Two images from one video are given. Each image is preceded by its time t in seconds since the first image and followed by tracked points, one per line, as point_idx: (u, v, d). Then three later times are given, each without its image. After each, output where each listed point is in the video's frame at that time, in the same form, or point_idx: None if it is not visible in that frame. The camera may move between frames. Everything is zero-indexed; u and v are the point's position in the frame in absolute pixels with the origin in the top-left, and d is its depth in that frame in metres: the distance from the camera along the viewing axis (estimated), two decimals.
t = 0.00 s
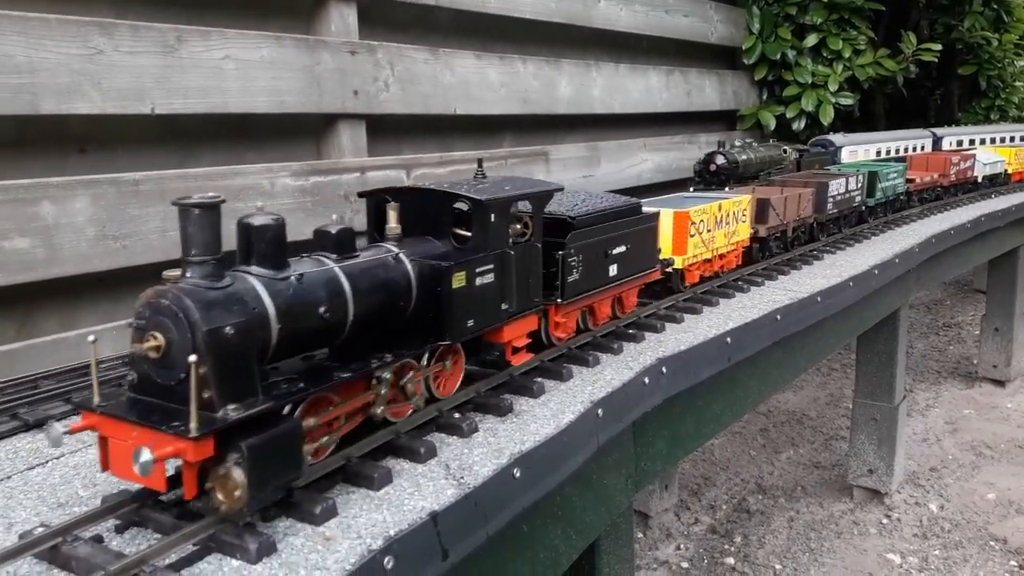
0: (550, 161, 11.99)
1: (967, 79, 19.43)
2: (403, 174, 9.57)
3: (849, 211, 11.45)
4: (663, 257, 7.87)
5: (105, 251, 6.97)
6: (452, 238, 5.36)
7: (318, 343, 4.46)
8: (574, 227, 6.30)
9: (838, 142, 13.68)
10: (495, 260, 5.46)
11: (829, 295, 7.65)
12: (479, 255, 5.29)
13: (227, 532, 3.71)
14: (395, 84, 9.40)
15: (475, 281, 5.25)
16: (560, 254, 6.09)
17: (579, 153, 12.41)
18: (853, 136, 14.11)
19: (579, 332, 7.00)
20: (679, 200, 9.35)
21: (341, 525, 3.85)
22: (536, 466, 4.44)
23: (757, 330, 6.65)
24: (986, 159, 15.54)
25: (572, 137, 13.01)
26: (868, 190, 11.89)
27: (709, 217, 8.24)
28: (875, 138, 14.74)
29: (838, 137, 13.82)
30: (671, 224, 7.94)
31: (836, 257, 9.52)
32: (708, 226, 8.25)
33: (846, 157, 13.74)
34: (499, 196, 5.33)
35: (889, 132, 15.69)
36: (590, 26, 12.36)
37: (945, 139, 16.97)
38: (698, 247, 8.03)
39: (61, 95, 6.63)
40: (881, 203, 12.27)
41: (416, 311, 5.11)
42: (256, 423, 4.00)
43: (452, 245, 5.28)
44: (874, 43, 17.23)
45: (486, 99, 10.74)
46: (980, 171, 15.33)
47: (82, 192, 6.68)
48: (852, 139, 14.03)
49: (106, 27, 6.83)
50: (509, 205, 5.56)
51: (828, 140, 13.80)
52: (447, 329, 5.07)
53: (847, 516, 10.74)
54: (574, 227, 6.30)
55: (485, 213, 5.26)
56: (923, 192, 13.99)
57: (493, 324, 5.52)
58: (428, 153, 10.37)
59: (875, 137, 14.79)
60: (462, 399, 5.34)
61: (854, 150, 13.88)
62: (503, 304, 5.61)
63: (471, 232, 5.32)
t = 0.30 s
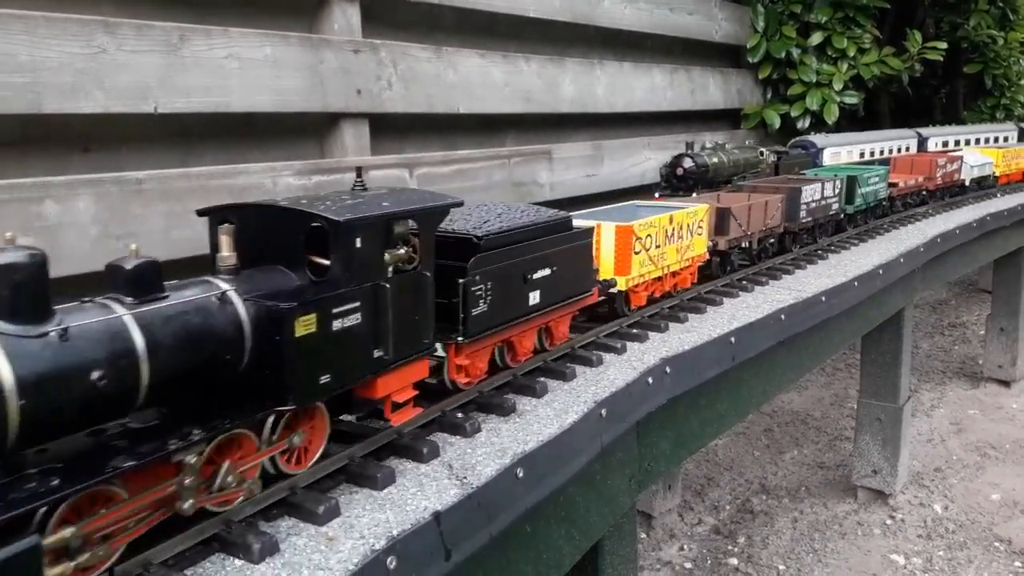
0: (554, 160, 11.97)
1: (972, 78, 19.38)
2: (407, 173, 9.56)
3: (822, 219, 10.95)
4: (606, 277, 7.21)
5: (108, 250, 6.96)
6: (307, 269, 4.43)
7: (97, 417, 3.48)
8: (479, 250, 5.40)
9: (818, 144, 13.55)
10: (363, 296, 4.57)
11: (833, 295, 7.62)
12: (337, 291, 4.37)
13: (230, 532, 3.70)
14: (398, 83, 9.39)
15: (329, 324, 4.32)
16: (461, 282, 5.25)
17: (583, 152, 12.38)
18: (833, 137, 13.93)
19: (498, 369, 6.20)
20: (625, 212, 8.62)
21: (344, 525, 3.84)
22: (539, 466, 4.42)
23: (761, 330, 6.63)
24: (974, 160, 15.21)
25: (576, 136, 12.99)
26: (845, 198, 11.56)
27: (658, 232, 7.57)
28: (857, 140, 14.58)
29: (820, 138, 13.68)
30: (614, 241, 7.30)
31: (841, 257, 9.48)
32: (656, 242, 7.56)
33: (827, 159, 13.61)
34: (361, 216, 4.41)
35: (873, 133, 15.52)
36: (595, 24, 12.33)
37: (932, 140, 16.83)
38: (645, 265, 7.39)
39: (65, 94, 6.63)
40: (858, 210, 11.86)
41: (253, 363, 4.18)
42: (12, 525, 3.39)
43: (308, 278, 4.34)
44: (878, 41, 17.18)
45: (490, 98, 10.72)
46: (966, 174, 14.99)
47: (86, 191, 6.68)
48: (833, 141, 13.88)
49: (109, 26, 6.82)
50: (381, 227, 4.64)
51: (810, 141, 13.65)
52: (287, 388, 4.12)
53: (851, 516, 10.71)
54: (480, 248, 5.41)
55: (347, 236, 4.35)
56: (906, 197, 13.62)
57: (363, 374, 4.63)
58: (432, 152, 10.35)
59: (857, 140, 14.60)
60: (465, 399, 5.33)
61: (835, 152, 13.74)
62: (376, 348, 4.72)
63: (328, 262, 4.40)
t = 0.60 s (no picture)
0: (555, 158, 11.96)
1: (975, 75, 19.31)
2: (408, 170, 9.55)
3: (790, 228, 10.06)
4: (526, 302, 6.21)
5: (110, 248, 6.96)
6: (68, 322, 3.29)
7: None
8: (338, 283, 4.32)
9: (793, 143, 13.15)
10: (143, 360, 3.41)
11: (836, 292, 7.61)
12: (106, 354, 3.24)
13: (232, 529, 3.69)
14: (399, 80, 9.38)
15: (85, 401, 3.16)
16: (307, 326, 4.18)
17: (584, 150, 12.37)
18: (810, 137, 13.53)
19: (379, 423, 5.10)
20: (555, 223, 7.56)
21: (346, 522, 3.84)
22: (541, 463, 4.41)
23: (763, 328, 6.61)
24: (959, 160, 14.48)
25: (577, 133, 12.97)
26: (818, 204, 10.74)
27: (589, 248, 6.57)
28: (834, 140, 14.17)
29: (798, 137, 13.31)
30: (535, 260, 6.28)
31: (844, 254, 9.46)
32: (585, 259, 6.52)
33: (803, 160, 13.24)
34: (128, 253, 3.27)
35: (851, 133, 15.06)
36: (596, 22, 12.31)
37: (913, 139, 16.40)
38: (573, 286, 6.38)
39: (66, 91, 6.62)
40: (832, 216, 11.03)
41: None
42: None
43: (66, 335, 3.23)
44: (880, 39, 17.14)
45: (492, 95, 10.71)
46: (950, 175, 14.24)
47: (88, 188, 6.67)
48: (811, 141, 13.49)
49: (110, 23, 6.81)
50: (173, 262, 3.53)
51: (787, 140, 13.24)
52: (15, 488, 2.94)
53: (853, 514, 10.70)
54: (338, 282, 4.32)
55: (115, 279, 3.24)
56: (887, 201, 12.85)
57: (150, 461, 3.50)
58: (433, 150, 10.34)
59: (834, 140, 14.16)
60: (467, 396, 5.32)
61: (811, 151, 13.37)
62: (167, 427, 3.56)
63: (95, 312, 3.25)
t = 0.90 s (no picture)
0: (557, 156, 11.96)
1: (977, 73, 19.27)
2: (409, 169, 9.55)
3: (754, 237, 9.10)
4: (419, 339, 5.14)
5: (110, 247, 6.95)
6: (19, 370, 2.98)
7: None
8: (105, 341, 3.11)
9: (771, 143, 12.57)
10: None
11: (838, 289, 7.60)
12: None
13: (233, 527, 3.70)
14: (401, 78, 9.38)
15: None
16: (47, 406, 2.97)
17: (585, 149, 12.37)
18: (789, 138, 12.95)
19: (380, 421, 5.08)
20: (468, 241, 6.54)
21: (348, 521, 3.84)
22: (542, 462, 4.41)
23: (765, 326, 6.60)
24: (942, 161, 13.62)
25: (579, 132, 12.96)
26: (784, 211, 9.82)
27: (498, 272, 5.53)
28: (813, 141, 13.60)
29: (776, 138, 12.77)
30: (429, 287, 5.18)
31: (846, 252, 9.46)
32: (494, 286, 5.50)
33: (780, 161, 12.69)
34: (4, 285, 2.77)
35: (828, 133, 14.39)
36: (598, 20, 12.30)
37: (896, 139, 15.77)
38: (474, 320, 5.34)
39: (66, 90, 6.61)
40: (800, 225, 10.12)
41: None
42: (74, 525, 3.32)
43: None
44: (882, 36, 17.11)
45: (493, 94, 10.70)
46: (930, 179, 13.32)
47: (90, 186, 6.68)
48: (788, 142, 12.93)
49: (111, 21, 6.80)
50: None
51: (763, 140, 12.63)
52: None
53: (855, 513, 10.70)
54: (106, 338, 3.13)
55: None
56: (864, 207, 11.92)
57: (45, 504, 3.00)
58: (434, 149, 10.34)
59: (810, 141, 13.53)
60: (468, 395, 5.32)
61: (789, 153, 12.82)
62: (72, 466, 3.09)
63: None
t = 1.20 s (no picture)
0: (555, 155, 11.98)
1: (975, 72, 19.27)
2: (408, 168, 9.56)
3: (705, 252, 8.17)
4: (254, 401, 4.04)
5: (109, 245, 6.96)
6: None
7: None
8: None
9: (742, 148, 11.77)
10: None
11: (835, 288, 7.62)
12: None
13: (232, 525, 3.71)
14: (399, 77, 9.39)
15: None
16: None
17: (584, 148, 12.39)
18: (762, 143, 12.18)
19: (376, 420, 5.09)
20: (347, 265, 5.38)
21: (346, 519, 3.86)
22: (540, 460, 4.42)
23: (763, 325, 6.62)
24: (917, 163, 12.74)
25: (578, 131, 12.98)
26: (743, 222, 8.92)
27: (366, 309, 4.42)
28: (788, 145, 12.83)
29: (748, 141, 11.98)
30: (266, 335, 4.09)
31: (844, 251, 9.47)
32: (357, 327, 4.38)
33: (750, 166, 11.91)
34: None
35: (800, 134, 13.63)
36: (597, 19, 12.31)
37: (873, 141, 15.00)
38: (330, 372, 4.24)
39: (65, 89, 6.62)
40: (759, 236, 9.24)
41: None
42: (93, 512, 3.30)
43: None
44: (880, 35, 17.12)
45: (491, 93, 10.71)
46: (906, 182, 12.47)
47: (89, 185, 6.69)
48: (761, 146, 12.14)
49: (110, 20, 6.81)
50: None
51: (733, 143, 11.80)
52: None
53: (852, 511, 10.73)
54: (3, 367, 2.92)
55: None
56: (834, 214, 11.09)
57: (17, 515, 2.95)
58: (433, 148, 10.35)
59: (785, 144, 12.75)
60: (467, 393, 5.33)
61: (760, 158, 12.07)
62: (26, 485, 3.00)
63: None
